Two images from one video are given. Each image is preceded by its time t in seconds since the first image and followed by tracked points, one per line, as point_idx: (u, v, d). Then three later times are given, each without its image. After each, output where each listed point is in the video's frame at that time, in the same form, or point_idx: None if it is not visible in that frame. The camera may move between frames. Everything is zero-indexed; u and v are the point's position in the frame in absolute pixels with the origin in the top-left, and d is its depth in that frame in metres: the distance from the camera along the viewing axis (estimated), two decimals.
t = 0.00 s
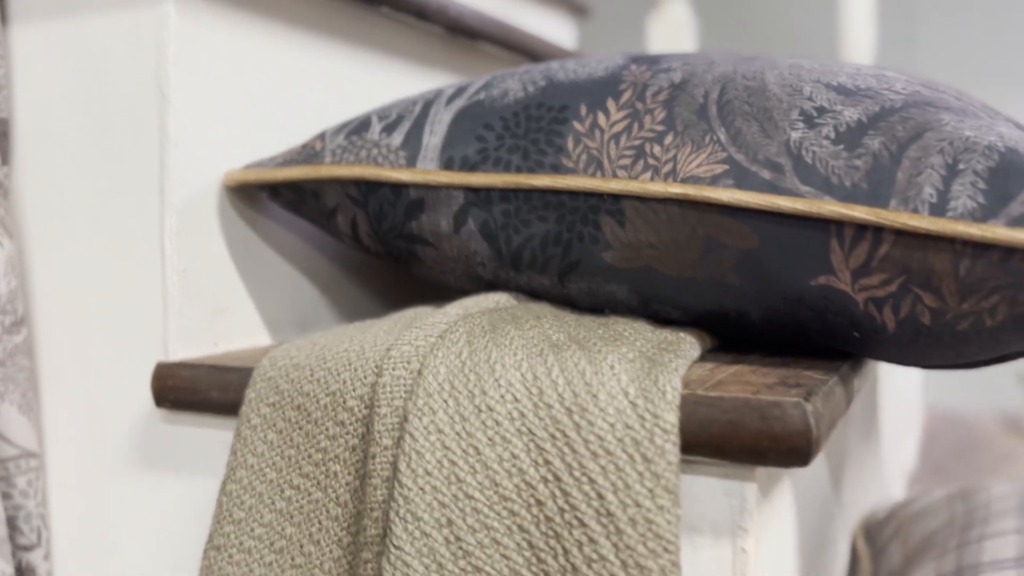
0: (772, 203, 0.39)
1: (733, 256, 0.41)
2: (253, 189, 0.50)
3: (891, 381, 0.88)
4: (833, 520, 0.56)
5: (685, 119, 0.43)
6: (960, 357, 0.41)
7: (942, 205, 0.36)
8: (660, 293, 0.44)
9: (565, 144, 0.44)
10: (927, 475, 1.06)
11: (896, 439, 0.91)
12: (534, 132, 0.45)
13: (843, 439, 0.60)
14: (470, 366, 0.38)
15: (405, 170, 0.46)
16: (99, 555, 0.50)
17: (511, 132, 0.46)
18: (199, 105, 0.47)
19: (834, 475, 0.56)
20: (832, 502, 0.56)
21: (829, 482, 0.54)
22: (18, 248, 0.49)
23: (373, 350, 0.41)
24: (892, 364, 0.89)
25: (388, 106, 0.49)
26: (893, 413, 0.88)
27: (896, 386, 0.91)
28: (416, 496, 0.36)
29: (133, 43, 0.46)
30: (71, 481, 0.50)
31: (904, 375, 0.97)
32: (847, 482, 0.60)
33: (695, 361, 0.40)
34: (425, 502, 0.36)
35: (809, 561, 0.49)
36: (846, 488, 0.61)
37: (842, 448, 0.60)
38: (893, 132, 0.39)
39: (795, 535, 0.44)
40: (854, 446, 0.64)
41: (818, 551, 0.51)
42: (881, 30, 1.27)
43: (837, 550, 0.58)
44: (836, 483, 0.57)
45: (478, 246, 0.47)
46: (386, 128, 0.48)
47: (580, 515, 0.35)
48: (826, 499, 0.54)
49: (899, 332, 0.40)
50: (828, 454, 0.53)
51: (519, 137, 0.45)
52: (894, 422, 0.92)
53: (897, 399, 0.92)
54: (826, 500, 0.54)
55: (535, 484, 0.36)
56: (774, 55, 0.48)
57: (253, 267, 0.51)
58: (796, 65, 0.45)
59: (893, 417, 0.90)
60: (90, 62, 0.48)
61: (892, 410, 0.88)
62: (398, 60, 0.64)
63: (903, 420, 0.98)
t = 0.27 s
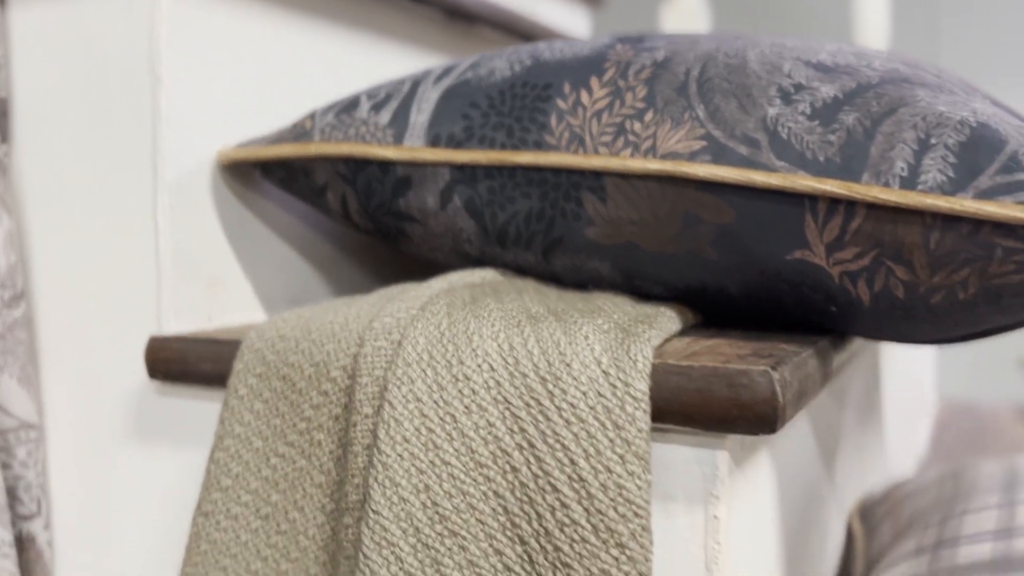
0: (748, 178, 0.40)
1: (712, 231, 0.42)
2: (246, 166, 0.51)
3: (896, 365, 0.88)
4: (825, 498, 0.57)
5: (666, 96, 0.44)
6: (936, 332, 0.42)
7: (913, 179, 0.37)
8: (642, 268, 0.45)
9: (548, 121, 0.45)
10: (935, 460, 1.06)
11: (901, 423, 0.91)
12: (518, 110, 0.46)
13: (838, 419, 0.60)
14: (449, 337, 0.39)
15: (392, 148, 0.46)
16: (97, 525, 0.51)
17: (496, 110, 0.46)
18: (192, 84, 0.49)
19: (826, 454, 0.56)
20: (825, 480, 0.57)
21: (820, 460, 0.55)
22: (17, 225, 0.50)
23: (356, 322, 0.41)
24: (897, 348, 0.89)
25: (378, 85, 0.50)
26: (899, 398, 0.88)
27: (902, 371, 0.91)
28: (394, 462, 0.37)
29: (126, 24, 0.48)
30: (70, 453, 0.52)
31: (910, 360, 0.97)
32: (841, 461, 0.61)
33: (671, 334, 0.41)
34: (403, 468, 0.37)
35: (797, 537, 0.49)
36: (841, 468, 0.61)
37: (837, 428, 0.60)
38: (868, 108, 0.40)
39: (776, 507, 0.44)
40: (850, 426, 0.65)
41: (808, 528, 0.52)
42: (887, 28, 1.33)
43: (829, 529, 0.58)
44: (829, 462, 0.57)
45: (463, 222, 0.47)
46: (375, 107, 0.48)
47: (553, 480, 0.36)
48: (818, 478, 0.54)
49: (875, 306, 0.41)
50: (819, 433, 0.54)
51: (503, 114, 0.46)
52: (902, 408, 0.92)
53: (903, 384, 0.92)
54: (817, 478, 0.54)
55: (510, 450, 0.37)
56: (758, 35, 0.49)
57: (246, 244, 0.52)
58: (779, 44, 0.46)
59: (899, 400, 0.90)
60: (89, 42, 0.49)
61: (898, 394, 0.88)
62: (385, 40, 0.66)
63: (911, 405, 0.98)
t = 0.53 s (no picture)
0: (725, 154, 0.40)
1: (691, 207, 0.43)
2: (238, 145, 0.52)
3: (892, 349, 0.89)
4: (812, 476, 0.57)
5: (648, 74, 0.44)
6: (910, 307, 0.42)
7: (886, 154, 0.37)
8: (624, 245, 0.46)
9: (533, 100, 0.45)
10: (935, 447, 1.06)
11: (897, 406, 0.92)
12: (504, 89, 0.46)
13: (825, 399, 0.61)
14: (430, 309, 0.40)
15: (380, 127, 0.47)
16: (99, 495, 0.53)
17: (481, 89, 0.47)
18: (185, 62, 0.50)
19: (812, 432, 0.57)
20: (812, 458, 0.57)
21: (806, 438, 0.56)
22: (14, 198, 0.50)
23: (342, 295, 0.42)
24: (892, 333, 0.89)
25: (368, 66, 0.51)
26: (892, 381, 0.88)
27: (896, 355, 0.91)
28: (375, 430, 0.38)
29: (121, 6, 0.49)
30: (72, 424, 0.52)
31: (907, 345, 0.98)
32: (829, 441, 0.62)
33: (649, 309, 0.41)
34: (384, 436, 0.38)
35: (780, 512, 0.50)
36: (829, 447, 0.62)
37: (824, 407, 0.61)
38: (844, 85, 0.40)
39: (755, 480, 0.45)
40: (838, 407, 0.65)
41: (792, 504, 0.52)
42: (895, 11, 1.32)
43: (817, 507, 0.59)
44: (816, 441, 0.58)
45: (450, 200, 0.48)
46: (364, 87, 0.49)
47: (528, 448, 0.37)
48: (803, 455, 0.55)
49: (849, 281, 0.41)
50: (803, 411, 0.54)
51: (489, 94, 0.47)
52: (895, 391, 0.92)
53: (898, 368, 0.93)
54: (802, 455, 0.55)
55: (487, 419, 0.38)
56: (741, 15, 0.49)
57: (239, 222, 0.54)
58: (760, 23, 0.46)
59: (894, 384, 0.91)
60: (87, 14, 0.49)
61: (893, 378, 0.89)
62: (376, 22, 0.66)
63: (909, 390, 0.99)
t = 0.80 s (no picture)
0: (703, 132, 0.41)
1: (671, 184, 0.43)
2: (232, 125, 0.53)
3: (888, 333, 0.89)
4: (796, 455, 0.58)
5: (630, 54, 0.45)
6: (886, 282, 0.43)
7: (859, 130, 0.38)
8: (607, 223, 0.47)
9: (518, 80, 0.46)
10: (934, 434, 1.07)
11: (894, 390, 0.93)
12: (490, 69, 0.47)
13: (811, 379, 0.61)
14: (412, 284, 0.40)
15: (369, 107, 0.48)
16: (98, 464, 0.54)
17: (469, 70, 0.48)
18: (181, 43, 0.51)
19: (796, 411, 0.58)
20: (796, 437, 0.58)
21: (790, 417, 0.56)
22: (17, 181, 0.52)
23: (329, 270, 0.43)
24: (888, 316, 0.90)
25: (360, 48, 0.52)
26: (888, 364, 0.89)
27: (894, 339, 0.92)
28: (358, 400, 0.39)
29: None
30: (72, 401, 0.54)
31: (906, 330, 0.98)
32: (816, 421, 0.62)
33: (629, 284, 0.42)
34: (365, 406, 0.39)
35: (760, 487, 0.51)
36: (816, 426, 0.63)
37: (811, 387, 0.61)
38: (821, 64, 0.41)
39: (733, 455, 0.46)
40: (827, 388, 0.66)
41: (774, 480, 0.53)
42: None
43: (802, 485, 0.60)
44: (800, 420, 0.59)
45: (438, 179, 0.49)
46: (355, 68, 0.50)
47: (505, 417, 0.38)
48: (786, 433, 0.56)
49: (825, 257, 0.42)
50: (786, 390, 0.55)
51: (476, 74, 0.47)
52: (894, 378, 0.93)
53: (896, 352, 0.93)
54: (786, 433, 0.56)
55: (466, 389, 0.38)
56: None
57: (234, 202, 0.55)
58: (742, 4, 0.47)
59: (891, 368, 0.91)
60: (85, 13, 0.50)
61: (889, 362, 0.90)
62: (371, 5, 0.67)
63: (908, 375, 0.99)
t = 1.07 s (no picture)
0: (682, 111, 0.42)
1: (652, 163, 0.44)
2: (228, 107, 0.54)
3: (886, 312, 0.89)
4: (784, 432, 0.59)
5: (614, 36, 0.46)
6: (863, 259, 0.44)
7: (833, 108, 0.39)
8: (592, 202, 0.47)
9: (505, 62, 0.47)
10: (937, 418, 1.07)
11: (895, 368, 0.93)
12: (478, 50, 0.48)
13: (800, 358, 0.62)
14: (396, 260, 0.41)
15: (360, 88, 0.49)
16: (99, 439, 0.56)
17: (457, 52, 0.48)
18: (176, 24, 0.52)
19: (784, 390, 0.59)
20: (784, 415, 0.59)
21: (777, 395, 0.57)
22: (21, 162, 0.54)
23: (316, 248, 0.44)
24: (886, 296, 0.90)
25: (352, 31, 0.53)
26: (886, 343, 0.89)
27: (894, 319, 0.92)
28: (342, 372, 0.40)
29: None
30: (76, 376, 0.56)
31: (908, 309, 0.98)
32: (805, 399, 0.63)
33: (611, 260, 0.43)
34: (349, 377, 0.40)
35: (745, 463, 0.52)
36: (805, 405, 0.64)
37: (800, 366, 0.62)
38: (799, 44, 0.42)
39: (713, 430, 0.47)
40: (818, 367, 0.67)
41: (759, 457, 0.54)
42: None
43: (790, 462, 0.61)
44: (788, 398, 0.60)
45: (427, 159, 0.50)
46: (347, 50, 0.51)
47: (483, 388, 0.39)
48: (774, 411, 0.57)
49: (802, 234, 0.43)
50: (773, 368, 0.56)
51: (464, 56, 0.48)
52: (896, 361, 0.93)
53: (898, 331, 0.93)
54: (773, 411, 0.56)
55: (447, 362, 0.39)
56: None
57: (230, 184, 0.56)
58: None
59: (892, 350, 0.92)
60: None
61: (889, 343, 0.90)
62: None
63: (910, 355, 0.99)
